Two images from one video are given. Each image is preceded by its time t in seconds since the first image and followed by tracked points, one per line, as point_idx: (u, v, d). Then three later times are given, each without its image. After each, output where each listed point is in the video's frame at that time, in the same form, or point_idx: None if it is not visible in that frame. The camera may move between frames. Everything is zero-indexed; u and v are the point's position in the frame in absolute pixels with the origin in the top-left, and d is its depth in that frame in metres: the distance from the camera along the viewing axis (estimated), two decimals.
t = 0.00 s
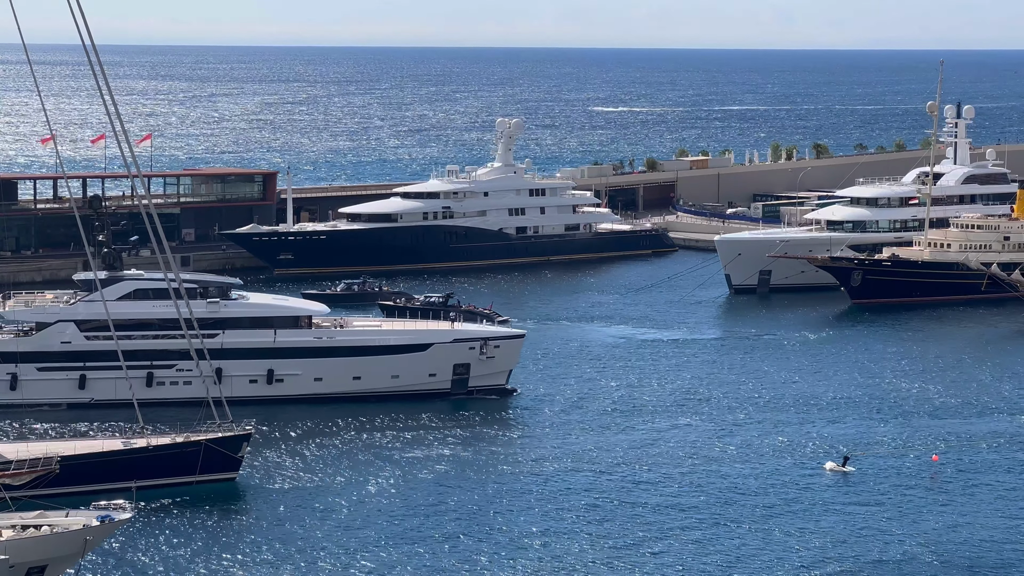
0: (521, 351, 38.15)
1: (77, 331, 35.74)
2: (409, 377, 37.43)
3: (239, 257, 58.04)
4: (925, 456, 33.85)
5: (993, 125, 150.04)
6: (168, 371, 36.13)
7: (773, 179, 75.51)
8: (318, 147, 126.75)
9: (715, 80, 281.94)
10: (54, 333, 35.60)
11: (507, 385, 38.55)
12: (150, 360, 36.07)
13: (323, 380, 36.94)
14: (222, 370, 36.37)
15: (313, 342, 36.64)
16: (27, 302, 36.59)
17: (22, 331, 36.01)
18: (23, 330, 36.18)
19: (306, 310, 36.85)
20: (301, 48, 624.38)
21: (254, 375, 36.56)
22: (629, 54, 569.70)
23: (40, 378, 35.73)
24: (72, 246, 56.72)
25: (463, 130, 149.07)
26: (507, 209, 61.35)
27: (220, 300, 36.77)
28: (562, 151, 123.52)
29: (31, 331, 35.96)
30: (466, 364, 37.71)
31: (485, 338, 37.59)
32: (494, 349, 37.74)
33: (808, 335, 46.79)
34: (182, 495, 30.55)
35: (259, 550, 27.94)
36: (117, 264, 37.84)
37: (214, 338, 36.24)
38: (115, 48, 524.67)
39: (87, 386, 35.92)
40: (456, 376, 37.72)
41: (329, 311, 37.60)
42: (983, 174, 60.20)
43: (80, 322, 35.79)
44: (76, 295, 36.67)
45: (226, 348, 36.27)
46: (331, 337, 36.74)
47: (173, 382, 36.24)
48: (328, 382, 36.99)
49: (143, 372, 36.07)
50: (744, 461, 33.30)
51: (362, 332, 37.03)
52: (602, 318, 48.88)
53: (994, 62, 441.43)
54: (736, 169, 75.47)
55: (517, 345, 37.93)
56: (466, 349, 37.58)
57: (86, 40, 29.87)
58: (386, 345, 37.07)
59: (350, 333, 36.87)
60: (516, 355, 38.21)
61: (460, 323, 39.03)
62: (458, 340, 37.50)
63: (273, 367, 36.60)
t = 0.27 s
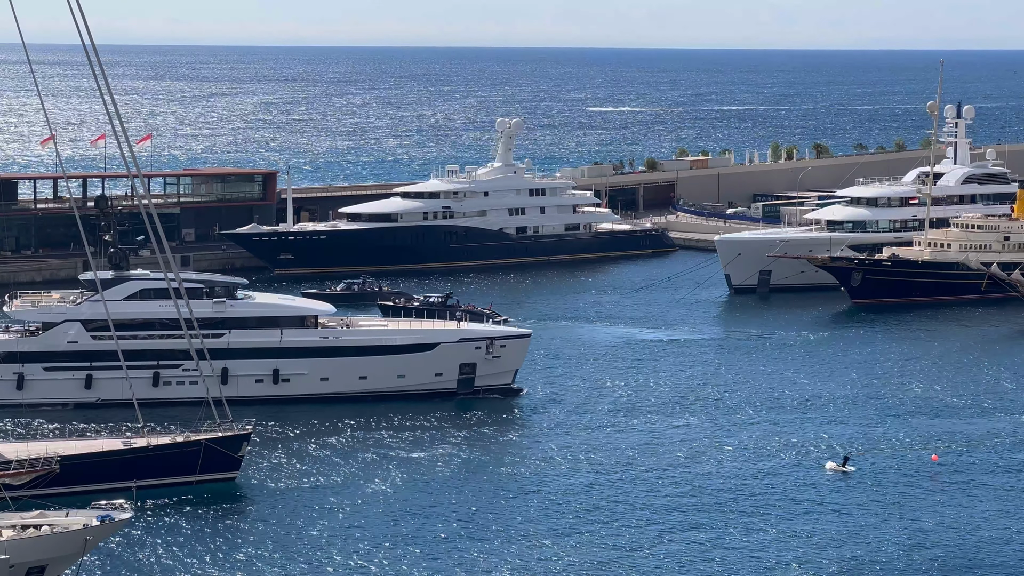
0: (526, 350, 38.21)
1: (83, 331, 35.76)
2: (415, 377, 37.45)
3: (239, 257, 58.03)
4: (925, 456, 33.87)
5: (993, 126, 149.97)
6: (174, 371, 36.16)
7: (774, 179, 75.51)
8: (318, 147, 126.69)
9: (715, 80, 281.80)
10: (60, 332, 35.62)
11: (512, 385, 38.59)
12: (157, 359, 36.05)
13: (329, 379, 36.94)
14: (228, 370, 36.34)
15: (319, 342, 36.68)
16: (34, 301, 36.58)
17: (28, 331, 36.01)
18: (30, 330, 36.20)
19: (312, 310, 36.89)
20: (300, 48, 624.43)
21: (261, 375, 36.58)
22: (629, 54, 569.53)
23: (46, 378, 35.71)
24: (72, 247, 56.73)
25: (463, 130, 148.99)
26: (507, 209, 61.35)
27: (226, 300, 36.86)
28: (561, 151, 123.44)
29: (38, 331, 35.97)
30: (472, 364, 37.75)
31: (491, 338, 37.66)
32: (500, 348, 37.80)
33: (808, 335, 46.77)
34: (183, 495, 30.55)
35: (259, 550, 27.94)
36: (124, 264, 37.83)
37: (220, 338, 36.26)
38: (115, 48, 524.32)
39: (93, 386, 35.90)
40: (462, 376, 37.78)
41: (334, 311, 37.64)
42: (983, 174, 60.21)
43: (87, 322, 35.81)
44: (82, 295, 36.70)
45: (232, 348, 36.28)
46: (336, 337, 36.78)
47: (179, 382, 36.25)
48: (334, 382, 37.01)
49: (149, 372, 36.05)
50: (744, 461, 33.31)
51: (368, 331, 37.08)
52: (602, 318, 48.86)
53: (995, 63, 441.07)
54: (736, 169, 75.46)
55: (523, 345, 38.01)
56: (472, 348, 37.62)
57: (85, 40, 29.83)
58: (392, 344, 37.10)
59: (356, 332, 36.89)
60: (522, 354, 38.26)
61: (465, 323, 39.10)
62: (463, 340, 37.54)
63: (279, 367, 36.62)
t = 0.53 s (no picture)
0: (533, 350, 38.23)
1: (89, 330, 35.77)
2: (421, 376, 37.47)
3: (239, 257, 58.03)
4: (924, 456, 33.87)
5: (993, 125, 149.83)
6: (181, 371, 36.17)
7: (774, 179, 75.52)
8: (318, 146, 126.64)
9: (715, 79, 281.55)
10: (67, 332, 35.65)
11: (519, 384, 38.60)
12: (163, 359, 36.04)
13: (335, 379, 36.98)
14: (235, 369, 36.41)
15: (326, 341, 36.69)
16: (39, 301, 36.59)
17: (34, 331, 36.05)
18: (37, 329, 36.24)
19: (318, 309, 36.91)
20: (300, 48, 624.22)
21: (267, 374, 36.64)
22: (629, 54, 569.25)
23: (53, 378, 35.75)
24: (72, 246, 56.75)
25: (462, 130, 148.93)
26: (507, 209, 61.35)
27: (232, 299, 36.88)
28: (561, 151, 123.38)
29: (45, 331, 36.02)
30: (479, 363, 37.74)
31: (497, 338, 37.65)
32: (506, 347, 37.80)
33: (807, 335, 46.77)
34: (184, 494, 30.55)
35: (258, 550, 27.93)
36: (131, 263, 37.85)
37: (226, 337, 36.34)
38: (114, 48, 524.00)
39: (99, 385, 35.93)
40: (468, 375, 37.78)
41: (341, 311, 37.66)
42: (983, 174, 60.23)
43: (93, 321, 35.83)
44: (88, 295, 36.71)
45: (238, 347, 36.34)
46: (343, 337, 36.80)
47: (185, 381, 36.26)
48: (341, 382, 37.04)
49: (155, 372, 36.02)
50: (744, 461, 33.30)
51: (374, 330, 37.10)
52: (602, 318, 48.87)
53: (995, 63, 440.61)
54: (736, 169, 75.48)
55: (529, 344, 38.03)
56: (478, 348, 37.62)
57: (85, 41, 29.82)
58: (398, 344, 37.10)
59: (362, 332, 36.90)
60: (529, 353, 38.27)
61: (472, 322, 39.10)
62: (470, 339, 37.54)
63: (285, 366, 36.66)
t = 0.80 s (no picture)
0: (538, 349, 38.36)
1: (95, 330, 35.78)
2: (427, 375, 37.53)
3: (238, 256, 58.01)
4: (924, 456, 33.88)
5: (992, 125, 149.68)
6: (187, 370, 36.22)
7: (773, 179, 75.52)
8: (316, 146, 126.53)
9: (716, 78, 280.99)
10: (74, 331, 35.68)
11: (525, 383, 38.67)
12: (169, 358, 36.10)
13: (341, 378, 37.02)
14: (241, 369, 36.46)
15: (332, 341, 36.74)
16: (47, 301, 36.49)
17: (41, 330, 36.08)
18: (43, 328, 36.30)
19: (325, 309, 36.96)
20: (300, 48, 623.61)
21: (273, 374, 36.69)
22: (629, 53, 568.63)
23: (60, 377, 35.80)
24: (71, 246, 56.73)
25: (461, 129, 148.85)
26: (507, 208, 61.33)
27: (238, 298, 36.85)
28: (560, 151, 123.28)
29: (51, 330, 36.07)
30: (485, 362, 37.85)
31: (503, 337, 37.78)
32: (512, 346, 37.92)
33: (807, 335, 46.77)
34: (184, 493, 30.58)
35: (259, 549, 27.93)
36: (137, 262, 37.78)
37: (233, 336, 36.36)
38: (114, 47, 523.74)
39: (105, 385, 35.98)
40: (474, 374, 37.86)
41: (347, 310, 37.72)
42: (982, 174, 60.23)
43: (99, 320, 35.83)
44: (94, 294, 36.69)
45: (244, 347, 36.39)
46: (349, 336, 36.85)
47: (191, 381, 36.31)
48: (347, 381, 37.08)
49: (162, 371, 36.07)
50: (745, 461, 33.29)
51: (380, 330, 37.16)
52: (602, 317, 48.86)
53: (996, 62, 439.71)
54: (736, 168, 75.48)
55: (535, 343, 38.14)
56: (484, 347, 37.74)
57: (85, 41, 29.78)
58: (404, 343, 37.16)
59: (368, 331, 36.96)
60: (535, 352, 38.39)
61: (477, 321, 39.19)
62: (476, 338, 37.65)
63: (291, 366, 36.70)
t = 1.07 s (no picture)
0: (545, 348, 38.37)
1: (101, 330, 35.78)
2: (433, 375, 37.58)
3: (238, 256, 58.02)
4: (924, 455, 33.88)
5: (992, 125, 149.44)
6: (193, 369, 36.31)
7: (773, 178, 75.51)
8: (316, 146, 126.40)
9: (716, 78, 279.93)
10: (80, 331, 35.72)
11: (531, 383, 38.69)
12: (175, 357, 36.16)
13: (347, 377, 37.06)
14: (247, 368, 36.56)
15: (338, 340, 36.77)
16: (53, 301, 36.74)
17: (48, 331, 36.18)
18: (50, 327, 36.41)
19: (331, 308, 36.99)
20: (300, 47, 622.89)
21: (279, 373, 36.76)
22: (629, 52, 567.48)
23: (67, 376, 35.89)
24: (72, 245, 56.75)
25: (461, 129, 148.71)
26: (507, 208, 61.32)
27: (244, 297, 36.83)
28: (559, 151, 123.13)
29: (58, 330, 36.17)
30: (491, 361, 37.88)
31: (509, 336, 37.80)
32: (518, 346, 37.94)
33: (807, 334, 46.78)
34: (185, 493, 30.61)
35: (260, 548, 27.97)
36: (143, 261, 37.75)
37: (239, 335, 36.42)
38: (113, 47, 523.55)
39: (112, 384, 36.02)
40: (480, 374, 37.90)
41: (353, 309, 37.75)
42: (981, 173, 60.23)
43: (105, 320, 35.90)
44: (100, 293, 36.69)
45: (250, 346, 36.47)
46: (355, 336, 36.87)
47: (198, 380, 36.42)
48: (353, 380, 37.11)
49: (168, 370, 36.16)
50: (745, 460, 33.29)
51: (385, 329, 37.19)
52: (602, 317, 48.88)
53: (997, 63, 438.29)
54: (735, 168, 75.49)
55: (541, 343, 38.14)
56: (490, 346, 37.77)
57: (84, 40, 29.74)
58: (410, 343, 37.19)
59: (374, 330, 36.98)
60: (541, 352, 38.41)
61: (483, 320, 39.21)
62: (482, 337, 37.68)
63: (296, 365, 36.74)
